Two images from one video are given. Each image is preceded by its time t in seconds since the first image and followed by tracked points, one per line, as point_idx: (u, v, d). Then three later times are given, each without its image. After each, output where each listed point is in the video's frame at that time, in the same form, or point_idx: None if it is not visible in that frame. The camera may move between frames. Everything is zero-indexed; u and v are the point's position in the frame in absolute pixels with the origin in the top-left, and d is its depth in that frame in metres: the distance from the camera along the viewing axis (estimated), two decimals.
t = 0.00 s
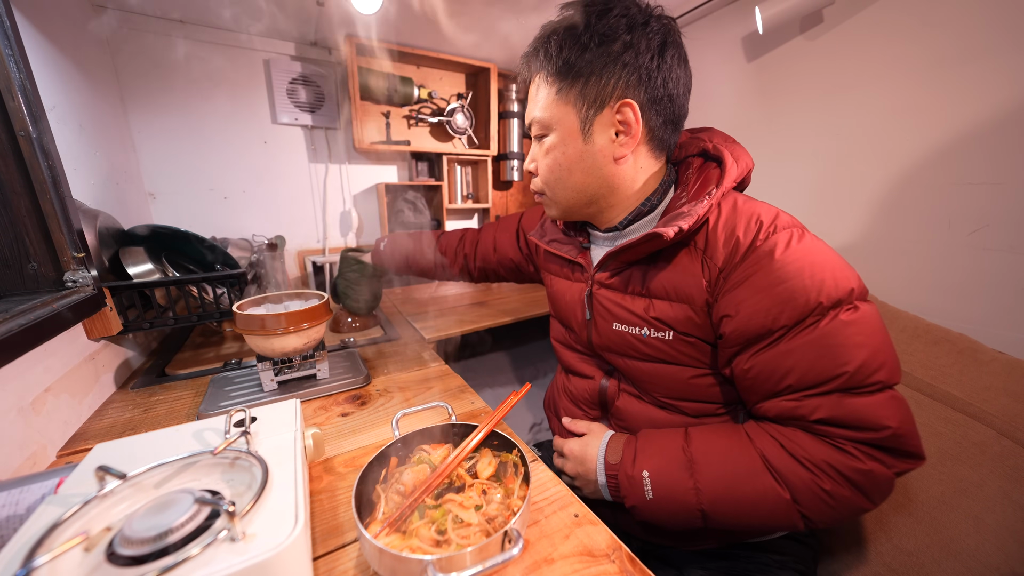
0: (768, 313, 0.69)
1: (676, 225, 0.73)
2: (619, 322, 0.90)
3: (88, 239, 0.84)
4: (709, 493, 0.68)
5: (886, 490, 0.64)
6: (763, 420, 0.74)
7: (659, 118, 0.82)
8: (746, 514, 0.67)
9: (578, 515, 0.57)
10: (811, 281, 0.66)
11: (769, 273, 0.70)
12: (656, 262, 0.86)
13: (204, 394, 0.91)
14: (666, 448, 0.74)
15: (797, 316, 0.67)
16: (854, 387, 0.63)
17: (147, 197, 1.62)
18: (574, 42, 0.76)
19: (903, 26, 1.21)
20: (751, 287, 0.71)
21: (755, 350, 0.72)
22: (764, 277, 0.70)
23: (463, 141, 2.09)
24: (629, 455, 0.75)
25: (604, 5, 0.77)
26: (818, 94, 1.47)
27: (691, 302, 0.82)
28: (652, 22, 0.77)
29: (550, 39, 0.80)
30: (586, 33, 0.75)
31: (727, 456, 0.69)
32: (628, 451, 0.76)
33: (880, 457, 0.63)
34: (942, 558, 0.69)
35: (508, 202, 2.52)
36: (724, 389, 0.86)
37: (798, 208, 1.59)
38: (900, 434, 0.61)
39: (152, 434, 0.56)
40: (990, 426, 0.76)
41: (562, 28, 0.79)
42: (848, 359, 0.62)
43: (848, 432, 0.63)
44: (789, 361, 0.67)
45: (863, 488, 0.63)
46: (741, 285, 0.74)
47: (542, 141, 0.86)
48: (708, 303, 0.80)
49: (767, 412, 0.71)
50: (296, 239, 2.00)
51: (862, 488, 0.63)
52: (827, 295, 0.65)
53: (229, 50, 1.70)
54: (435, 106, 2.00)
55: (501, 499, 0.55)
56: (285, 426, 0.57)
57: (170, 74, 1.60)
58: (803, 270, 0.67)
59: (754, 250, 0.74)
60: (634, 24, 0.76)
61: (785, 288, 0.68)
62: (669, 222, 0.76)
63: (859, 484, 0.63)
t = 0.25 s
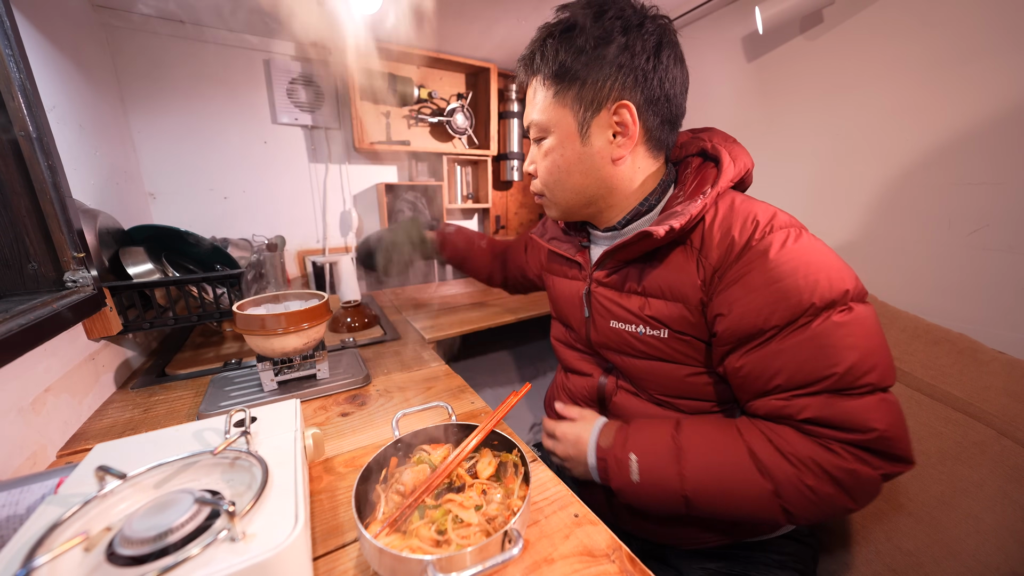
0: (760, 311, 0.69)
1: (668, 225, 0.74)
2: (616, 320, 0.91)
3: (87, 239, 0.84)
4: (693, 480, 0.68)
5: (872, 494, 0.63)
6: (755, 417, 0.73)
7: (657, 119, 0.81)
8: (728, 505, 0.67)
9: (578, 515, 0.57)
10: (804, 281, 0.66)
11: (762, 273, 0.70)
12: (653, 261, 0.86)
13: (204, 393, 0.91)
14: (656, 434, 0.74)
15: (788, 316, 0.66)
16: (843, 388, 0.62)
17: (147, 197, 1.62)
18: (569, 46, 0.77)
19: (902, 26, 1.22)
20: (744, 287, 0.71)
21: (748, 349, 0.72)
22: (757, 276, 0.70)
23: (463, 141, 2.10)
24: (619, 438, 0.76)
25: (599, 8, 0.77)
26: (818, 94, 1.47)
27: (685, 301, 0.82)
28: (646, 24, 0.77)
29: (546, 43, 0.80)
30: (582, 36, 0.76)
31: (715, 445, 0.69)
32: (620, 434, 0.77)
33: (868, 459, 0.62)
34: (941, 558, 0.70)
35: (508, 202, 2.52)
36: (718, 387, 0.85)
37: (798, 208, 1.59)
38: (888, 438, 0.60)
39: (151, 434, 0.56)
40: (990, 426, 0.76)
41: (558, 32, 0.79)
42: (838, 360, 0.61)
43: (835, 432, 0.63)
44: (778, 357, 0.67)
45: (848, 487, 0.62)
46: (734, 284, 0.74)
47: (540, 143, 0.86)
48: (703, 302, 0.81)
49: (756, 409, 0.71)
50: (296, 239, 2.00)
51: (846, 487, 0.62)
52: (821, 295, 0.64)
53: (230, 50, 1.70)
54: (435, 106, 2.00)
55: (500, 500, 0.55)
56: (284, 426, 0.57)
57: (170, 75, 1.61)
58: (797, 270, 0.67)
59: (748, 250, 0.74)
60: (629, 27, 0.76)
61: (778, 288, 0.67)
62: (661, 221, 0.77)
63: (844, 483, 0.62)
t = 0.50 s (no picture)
0: (717, 304, 0.76)
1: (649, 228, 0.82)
2: (609, 313, 0.99)
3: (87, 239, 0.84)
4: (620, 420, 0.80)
5: (755, 480, 0.69)
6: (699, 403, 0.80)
7: (664, 123, 0.86)
8: (633, 448, 0.79)
9: (578, 515, 0.57)
10: (760, 279, 0.71)
11: (726, 270, 0.76)
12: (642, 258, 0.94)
13: (204, 394, 0.91)
14: (606, 380, 0.86)
15: (736, 310, 0.73)
16: (762, 385, 0.68)
17: (147, 197, 1.62)
18: (580, 55, 0.82)
19: (902, 26, 1.22)
20: (709, 282, 0.78)
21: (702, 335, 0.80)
22: (720, 273, 0.77)
23: (463, 141, 2.09)
24: (580, 370, 0.90)
25: (607, 18, 0.82)
26: (818, 94, 1.47)
27: (667, 294, 0.90)
28: (653, 33, 0.81)
29: (558, 51, 0.85)
30: (591, 46, 0.81)
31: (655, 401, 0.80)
32: (583, 368, 0.91)
33: (762, 454, 0.68)
34: (941, 558, 0.70)
35: (508, 202, 2.52)
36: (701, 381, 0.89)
37: (797, 208, 1.59)
38: (786, 438, 0.65)
39: (151, 434, 0.56)
40: (990, 427, 0.75)
41: (569, 41, 0.84)
42: (761, 357, 0.68)
43: (745, 423, 0.69)
44: (718, 344, 0.74)
45: (731, 468, 0.70)
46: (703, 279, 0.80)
47: (552, 146, 0.93)
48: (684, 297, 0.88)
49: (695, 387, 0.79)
50: (296, 239, 2.00)
51: (730, 468, 0.70)
52: (770, 294, 0.69)
53: (230, 50, 1.70)
54: (435, 106, 2.00)
55: (500, 500, 0.55)
56: (284, 426, 0.57)
57: (169, 74, 1.60)
58: (757, 269, 0.72)
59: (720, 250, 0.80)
60: (636, 36, 0.80)
61: (736, 284, 0.73)
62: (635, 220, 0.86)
63: (730, 463, 0.70)
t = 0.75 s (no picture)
0: (710, 300, 0.77)
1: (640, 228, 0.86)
2: (606, 312, 1.00)
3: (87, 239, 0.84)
4: (615, 417, 0.82)
5: (753, 470, 0.70)
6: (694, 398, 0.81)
7: (658, 134, 0.90)
8: (634, 446, 0.80)
9: (578, 515, 0.57)
10: (750, 275, 0.73)
11: (718, 266, 0.78)
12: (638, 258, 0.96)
13: (204, 394, 0.91)
14: (603, 381, 0.87)
15: (728, 304, 0.74)
16: (755, 377, 0.69)
17: (147, 197, 1.62)
18: (580, 69, 0.87)
19: (903, 26, 1.22)
20: (702, 278, 0.80)
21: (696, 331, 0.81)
22: (712, 269, 0.78)
23: (463, 141, 2.09)
24: (577, 373, 0.91)
25: (607, 36, 0.87)
26: (818, 94, 1.47)
27: (663, 292, 0.92)
28: (649, 50, 0.86)
29: (560, 64, 0.91)
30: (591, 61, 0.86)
31: (647, 397, 0.82)
32: (580, 370, 0.92)
33: (758, 444, 0.69)
34: (942, 560, 0.70)
35: (509, 202, 2.52)
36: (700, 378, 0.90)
37: (797, 208, 1.59)
38: (780, 427, 0.66)
39: (150, 434, 0.56)
40: (989, 427, 0.76)
41: (570, 56, 0.90)
42: (754, 350, 0.69)
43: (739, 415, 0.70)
44: (711, 340, 0.75)
45: (729, 459, 0.71)
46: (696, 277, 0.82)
47: (552, 152, 0.98)
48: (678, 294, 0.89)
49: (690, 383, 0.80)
50: (296, 239, 2.00)
51: (728, 459, 0.71)
52: (760, 289, 0.71)
53: (230, 50, 1.70)
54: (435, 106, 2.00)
55: (500, 500, 0.54)
56: (284, 426, 0.57)
57: (169, 74, 1.60)
58: (748, 265, 0.74)
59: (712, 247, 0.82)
60: (632, 52, 0.85)
61: (727, 279, 0.75)
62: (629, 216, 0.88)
63: (727, 454, 0.71)
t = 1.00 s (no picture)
0: (682, 302, 0.78)
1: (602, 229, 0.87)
2: (576, 314, 1.01)
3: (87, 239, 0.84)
4: (619, 446, 0.81)
5: (768, 460, 0.72)
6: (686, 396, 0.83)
7: (618, 147, 0.92)
8: (647, 464, 0.79)
9: (578, 515, 0.57)
10: (718, 274, 0.74)
11: (684, 268, 0.79)
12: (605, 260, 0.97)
13: (204, 394, 0.91)
14: (597, 407, 0.86)
15: (702, 304, 0.75)
16: (748, 368, 0.71)
17: (147, 197, 1.62)
18: (545, 76, 0.88)
19: (903, 26, 1.21)
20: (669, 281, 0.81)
21: (672, 334, 0.82)
22: (678, 271, 0.80)
23: (463, 141, 2.09)
24: (568, 406, 0.89)
25: (574, 47, 0.87)
26: (818, 94, 1.47)
27: (628, 295, 0.93)
28: (613, 66, 0.87)
29: (527, 70, 0.91)
30: (555, 70, 0.86)
31: (643, 417, 0.81)
32: (569, 403, 0.90)
33: (765, 431, 0.71)
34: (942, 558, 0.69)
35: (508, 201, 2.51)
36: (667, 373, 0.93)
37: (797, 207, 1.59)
38: (783, 411, 0.69)
39: (150, 434, 0.56)
40: (987, 425, 0.77)
41: (537, 63, 0.90)
42: (743, 343, 0.71)
43: (742, 407, 0.72)
44: (694, 341, 0.76)
45: (743, 455, 0.72)
46: (662, 279, 0.83)
47: (515, 155, 0.99)
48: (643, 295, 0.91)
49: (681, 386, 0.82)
50: (296, 239, 2.00)
51: (742, 455, 0.72)
52: (731, 287, 0.73)
53: (230, 50, 1.70)
54: (435, 106, 2.00)
55: (501, 500, 0.55)
56: (284, 426, 0.56)
57: (169, 74, 1.60)
58: (713, 265, 0.75)
59: (676, 248, 0.83)
60: (596, 66, 0.86)
61: (693, 281, 0.77)
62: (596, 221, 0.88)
63: (740, 449, 0.72)
